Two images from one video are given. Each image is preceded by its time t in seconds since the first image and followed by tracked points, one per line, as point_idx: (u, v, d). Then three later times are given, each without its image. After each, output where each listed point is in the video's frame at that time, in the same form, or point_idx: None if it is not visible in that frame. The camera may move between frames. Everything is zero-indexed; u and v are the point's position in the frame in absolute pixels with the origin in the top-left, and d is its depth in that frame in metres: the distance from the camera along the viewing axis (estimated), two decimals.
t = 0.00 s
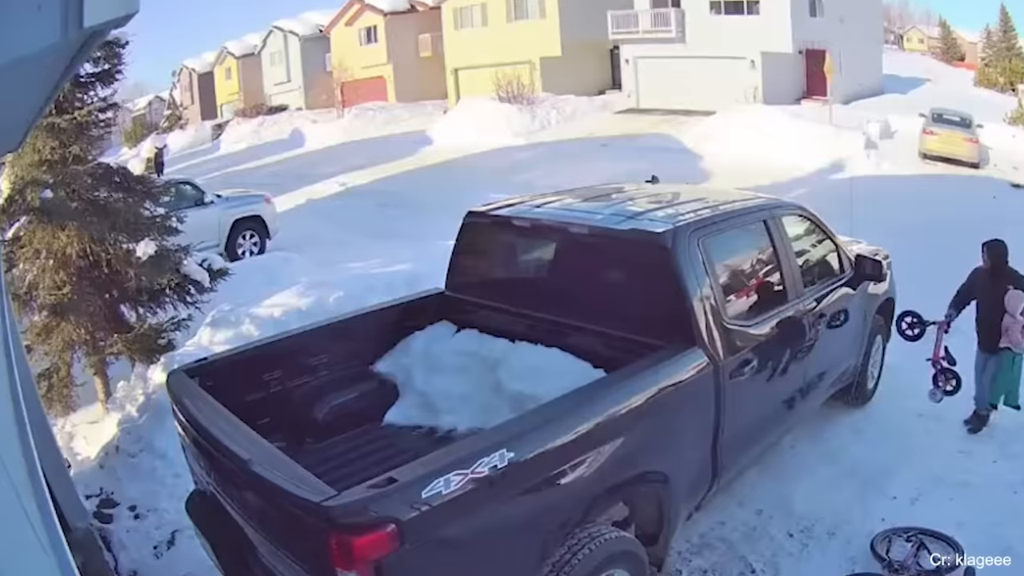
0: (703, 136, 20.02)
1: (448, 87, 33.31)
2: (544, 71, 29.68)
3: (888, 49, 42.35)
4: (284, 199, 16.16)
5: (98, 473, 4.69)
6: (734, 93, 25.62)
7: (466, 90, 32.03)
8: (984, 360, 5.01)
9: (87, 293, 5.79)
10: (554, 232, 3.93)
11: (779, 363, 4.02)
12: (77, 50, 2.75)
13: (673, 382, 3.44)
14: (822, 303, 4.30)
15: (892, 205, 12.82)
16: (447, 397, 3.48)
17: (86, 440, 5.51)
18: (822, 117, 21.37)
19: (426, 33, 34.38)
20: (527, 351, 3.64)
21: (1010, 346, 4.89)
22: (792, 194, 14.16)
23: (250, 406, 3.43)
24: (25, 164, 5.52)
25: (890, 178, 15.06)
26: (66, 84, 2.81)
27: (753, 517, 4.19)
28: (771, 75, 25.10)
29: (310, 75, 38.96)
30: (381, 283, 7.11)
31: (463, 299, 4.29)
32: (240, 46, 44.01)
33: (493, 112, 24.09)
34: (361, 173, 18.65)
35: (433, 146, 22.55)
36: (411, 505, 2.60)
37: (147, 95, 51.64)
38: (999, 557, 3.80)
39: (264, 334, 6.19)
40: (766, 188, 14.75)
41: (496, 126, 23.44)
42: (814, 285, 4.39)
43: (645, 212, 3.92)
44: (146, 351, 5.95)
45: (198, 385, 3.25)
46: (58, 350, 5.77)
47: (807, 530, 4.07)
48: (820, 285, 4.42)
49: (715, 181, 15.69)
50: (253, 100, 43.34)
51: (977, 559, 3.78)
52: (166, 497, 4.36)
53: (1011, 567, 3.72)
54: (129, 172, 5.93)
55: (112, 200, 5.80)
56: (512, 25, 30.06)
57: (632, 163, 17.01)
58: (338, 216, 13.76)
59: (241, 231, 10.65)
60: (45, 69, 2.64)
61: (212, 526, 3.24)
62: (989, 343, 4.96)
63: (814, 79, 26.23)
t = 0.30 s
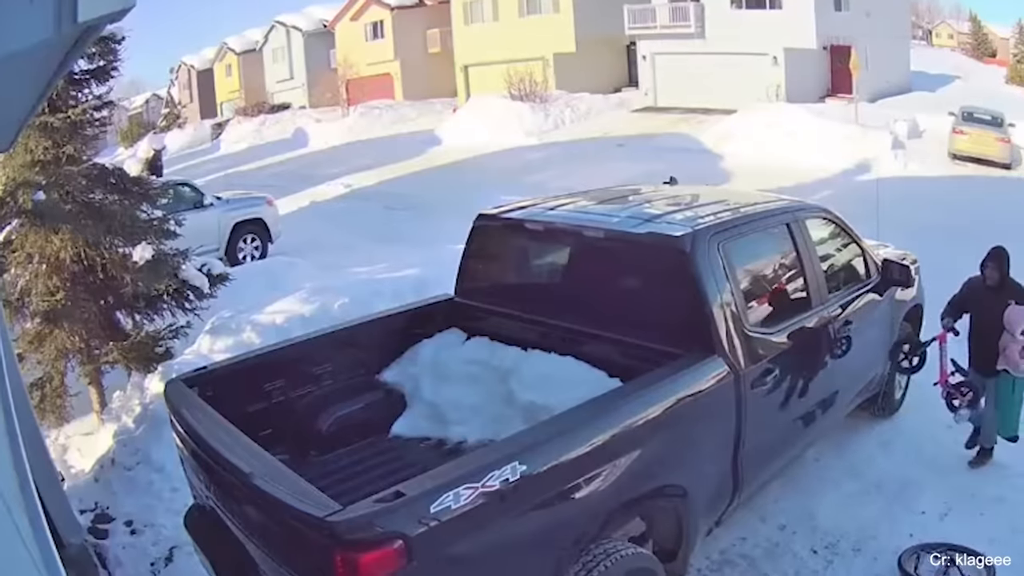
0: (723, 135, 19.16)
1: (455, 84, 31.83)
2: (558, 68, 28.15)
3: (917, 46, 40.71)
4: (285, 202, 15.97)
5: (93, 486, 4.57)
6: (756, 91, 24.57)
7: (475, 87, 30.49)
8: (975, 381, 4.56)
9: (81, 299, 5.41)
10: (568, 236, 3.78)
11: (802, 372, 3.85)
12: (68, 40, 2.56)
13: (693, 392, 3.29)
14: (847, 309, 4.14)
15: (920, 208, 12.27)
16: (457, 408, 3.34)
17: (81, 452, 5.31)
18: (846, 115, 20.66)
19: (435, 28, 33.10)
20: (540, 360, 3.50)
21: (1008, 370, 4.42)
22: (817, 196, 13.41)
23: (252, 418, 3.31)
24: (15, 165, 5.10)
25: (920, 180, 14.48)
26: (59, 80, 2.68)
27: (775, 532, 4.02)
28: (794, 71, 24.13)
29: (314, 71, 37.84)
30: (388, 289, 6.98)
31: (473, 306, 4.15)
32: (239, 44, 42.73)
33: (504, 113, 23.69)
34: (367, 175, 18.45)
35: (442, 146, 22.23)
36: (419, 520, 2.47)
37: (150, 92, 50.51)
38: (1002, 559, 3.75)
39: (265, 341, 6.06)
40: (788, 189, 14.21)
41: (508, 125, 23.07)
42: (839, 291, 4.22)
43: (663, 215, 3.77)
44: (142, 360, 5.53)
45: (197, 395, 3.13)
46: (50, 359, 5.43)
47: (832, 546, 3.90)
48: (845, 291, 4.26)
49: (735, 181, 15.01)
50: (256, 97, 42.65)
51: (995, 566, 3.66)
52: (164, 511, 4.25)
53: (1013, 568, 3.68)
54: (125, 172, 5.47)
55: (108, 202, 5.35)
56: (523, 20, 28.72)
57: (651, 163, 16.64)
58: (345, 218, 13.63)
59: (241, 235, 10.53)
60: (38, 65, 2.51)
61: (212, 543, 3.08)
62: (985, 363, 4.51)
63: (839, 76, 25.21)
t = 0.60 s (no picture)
0: (744, 134, 18.78)
1: (467, 83, 31.02)
2: (571, 65, 27.51)
3: (945, 40, 39.29)
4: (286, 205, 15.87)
5: (89, 500, 4.46)
6: (776, 89, 23.81)
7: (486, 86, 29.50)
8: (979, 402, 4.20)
9: (76, 306, 5.23)
10: (581, 239, 3.65)
11: (824, 381, 3.70)
12: (60, 36, 2.40)
13: (713, 403, 3.15)
14: (873, 317, 3.99)
15: (949, 207, 11.76)
16: (467, 418, 3.22)
17: (77, 465, 5.11)
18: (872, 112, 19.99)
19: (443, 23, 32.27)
20: (553, 368, 3.37)
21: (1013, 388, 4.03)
22: (843, 197, 12.84)
23: (252, 430, 3.19)
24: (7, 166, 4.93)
25: (951, 180, 13.72)
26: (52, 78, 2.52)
27: (797, 549, 3.86)
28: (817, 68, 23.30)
29: (318, 68, 37.06)
30: (395, 296, 6.85)
31: (484, 312, 4.01)
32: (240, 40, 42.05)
33: (515, 110, 23.65)
34: (373, 176, 18.32)
35: (451, 146, 22.08)
36: (428, 535, 2.35)
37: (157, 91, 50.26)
38: (999, 557, 3.71)
39: (267, 349, 5.95)
40: (811, 189, 13.76)
41: (520, 124, 22.92)
42: (864, 297, 4.08)
43: (681, 217, 3.64)
44: (139, 368, 5.35)
45: (197, 406, 3.02)
46: (44, 368, 5.22)
47: (857, 562, 3.74)
48: (870, 297, 4.12)
49: (755, 182, 14.62)
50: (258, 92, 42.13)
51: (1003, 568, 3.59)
52: (162, 526, 4.17)
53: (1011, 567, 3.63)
54: (120, 174, 5.31)
55: (103, 204, 5.20)
56: (535, 15, 27.94)
57: (669, 163, 16.39)
58: (352, 221, 13.53)
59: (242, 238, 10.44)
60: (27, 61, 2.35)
61: (212, 561, 2.95)
62: (987, 383, 4.14)
63: (863, 73, 24.36)
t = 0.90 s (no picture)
0: (764, 134, 18.56)
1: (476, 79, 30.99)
2: (584, 61, 27.22)
3: (971, 35, 38.23)
4: (292, 207, 15.81)
5: (83, 514, 4.37)
6: (799, 87, 22.86)
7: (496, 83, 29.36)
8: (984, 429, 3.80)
9: (70, 312, 5.14)
10: (596, 243, 3.53)
11: (844, 392, 3.55)
12: (57, 31, 2.30)
13: (732, 412, 3.02)
14: (898, 323, 3.86)
15: (977, 208, 11.46)
16: (476, 429, 3.10)
17: (71, 476, 5.07)
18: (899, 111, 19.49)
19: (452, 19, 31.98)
20: (566, 376, 3.25)
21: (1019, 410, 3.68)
22: (867, 199, 12.55)
23: (252, 440, 3.07)
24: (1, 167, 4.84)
25: (979, 181, 13.35)
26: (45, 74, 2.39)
27: (818, 564, 3.72)
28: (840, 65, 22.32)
29: (321, 65, 36.86)
30: (402, 301, 6.74)
31: (494, 318, 3.88)
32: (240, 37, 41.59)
33: (528, 109, 23.57)
34: (378, 177, 18.22)
35: (461, 146, 21.96)
36: (435, 551, 2.22)
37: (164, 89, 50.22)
38: (1000, 557, 3.70)
39: (269, 356, 5.86)
40: (833, 191, 13.48)
41: (533, 122, 22.86)
42: (890, 302, 3.94)
43: (699, 220, 3.51)
44: (136, 377, 5.30)
45: (196, 415, 2.92)
46: (37, 376, 5.14)
47: None
48: (895, 302, 3.98)
49: (775, 185, 14.37)
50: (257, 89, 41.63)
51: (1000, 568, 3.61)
52: (159, 540, 4.08)
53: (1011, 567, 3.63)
54: (116, 175, 5.23)
55: (99, 207, 5.12)
56: (547, 12, 27.61)
57: (686, 164, 16.21)
58: (358, 224, 13.45)
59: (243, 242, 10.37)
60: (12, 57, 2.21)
61: None
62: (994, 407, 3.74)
63: (888, 71, 23.14)
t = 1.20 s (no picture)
0: (784, 134, 18.41)
1: (486, 76, 31.00)
2: (598, 57, 27.00)
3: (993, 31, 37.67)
4: (296, 208, 15.78)
5: (77, 527, 4.33)
6: (821, 84, 22.60)
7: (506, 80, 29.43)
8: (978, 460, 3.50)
9: (64, 318, 5.06)
10: (609, 246, 3.41)
11: (865, 406, 3.42)
12: (51, 25, 2.05)
13: (751, 422, 2.90)
14: (923, 330, 3.73)
15: (1002, 210, 11.26)
16: (486, 439, 2.99)
17: (64, 488, 5.03)
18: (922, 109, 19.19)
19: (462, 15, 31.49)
20: (579, 385, 3.13)
21: None
22: (890, 201, 12.37)
23: (253, 451, 2.97)
24: None
25: (1008, 183, 13.12)
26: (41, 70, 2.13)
27: None
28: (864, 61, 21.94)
29: (326, 62, 36.96)
30: (409, 307, 6.63)
31: (505, 325, 3.77)
32: (240, 32, 40.87)
33: (540, 108, 23.52)
34: (383, 179, 18.14)
35: (470, 146, 21.88)
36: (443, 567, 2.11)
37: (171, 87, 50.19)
38: (1000, 557, 3.70)
39: (271, 364, 5.78)
40: (855, 194, 13.29)
41: (545, 120, 22.82)
42: (914, 308, 3.81)
43: (717, 222, 3.39)
44: (132, 387, 5.16)
45: (195, 426, 2.82)
46: (30, 385, 5.07)
47: None
48: (920, 308, 3.85)
49: (795, 186, 14.19)
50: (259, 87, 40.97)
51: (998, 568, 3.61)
52: (156, 556, 4.01)
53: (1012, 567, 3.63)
54: (112, 176, 5.15)
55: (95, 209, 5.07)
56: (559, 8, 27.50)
57: (702, 164, 16.08)
58: (364, 227, 13.36)
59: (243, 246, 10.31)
60: None
61: None
62: (991, 441, 3.43)
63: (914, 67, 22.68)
